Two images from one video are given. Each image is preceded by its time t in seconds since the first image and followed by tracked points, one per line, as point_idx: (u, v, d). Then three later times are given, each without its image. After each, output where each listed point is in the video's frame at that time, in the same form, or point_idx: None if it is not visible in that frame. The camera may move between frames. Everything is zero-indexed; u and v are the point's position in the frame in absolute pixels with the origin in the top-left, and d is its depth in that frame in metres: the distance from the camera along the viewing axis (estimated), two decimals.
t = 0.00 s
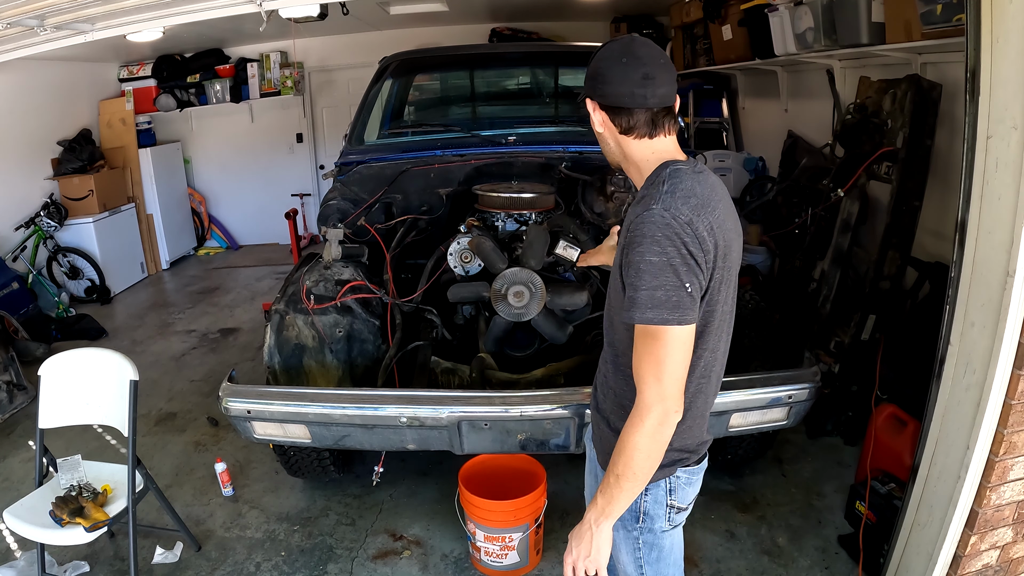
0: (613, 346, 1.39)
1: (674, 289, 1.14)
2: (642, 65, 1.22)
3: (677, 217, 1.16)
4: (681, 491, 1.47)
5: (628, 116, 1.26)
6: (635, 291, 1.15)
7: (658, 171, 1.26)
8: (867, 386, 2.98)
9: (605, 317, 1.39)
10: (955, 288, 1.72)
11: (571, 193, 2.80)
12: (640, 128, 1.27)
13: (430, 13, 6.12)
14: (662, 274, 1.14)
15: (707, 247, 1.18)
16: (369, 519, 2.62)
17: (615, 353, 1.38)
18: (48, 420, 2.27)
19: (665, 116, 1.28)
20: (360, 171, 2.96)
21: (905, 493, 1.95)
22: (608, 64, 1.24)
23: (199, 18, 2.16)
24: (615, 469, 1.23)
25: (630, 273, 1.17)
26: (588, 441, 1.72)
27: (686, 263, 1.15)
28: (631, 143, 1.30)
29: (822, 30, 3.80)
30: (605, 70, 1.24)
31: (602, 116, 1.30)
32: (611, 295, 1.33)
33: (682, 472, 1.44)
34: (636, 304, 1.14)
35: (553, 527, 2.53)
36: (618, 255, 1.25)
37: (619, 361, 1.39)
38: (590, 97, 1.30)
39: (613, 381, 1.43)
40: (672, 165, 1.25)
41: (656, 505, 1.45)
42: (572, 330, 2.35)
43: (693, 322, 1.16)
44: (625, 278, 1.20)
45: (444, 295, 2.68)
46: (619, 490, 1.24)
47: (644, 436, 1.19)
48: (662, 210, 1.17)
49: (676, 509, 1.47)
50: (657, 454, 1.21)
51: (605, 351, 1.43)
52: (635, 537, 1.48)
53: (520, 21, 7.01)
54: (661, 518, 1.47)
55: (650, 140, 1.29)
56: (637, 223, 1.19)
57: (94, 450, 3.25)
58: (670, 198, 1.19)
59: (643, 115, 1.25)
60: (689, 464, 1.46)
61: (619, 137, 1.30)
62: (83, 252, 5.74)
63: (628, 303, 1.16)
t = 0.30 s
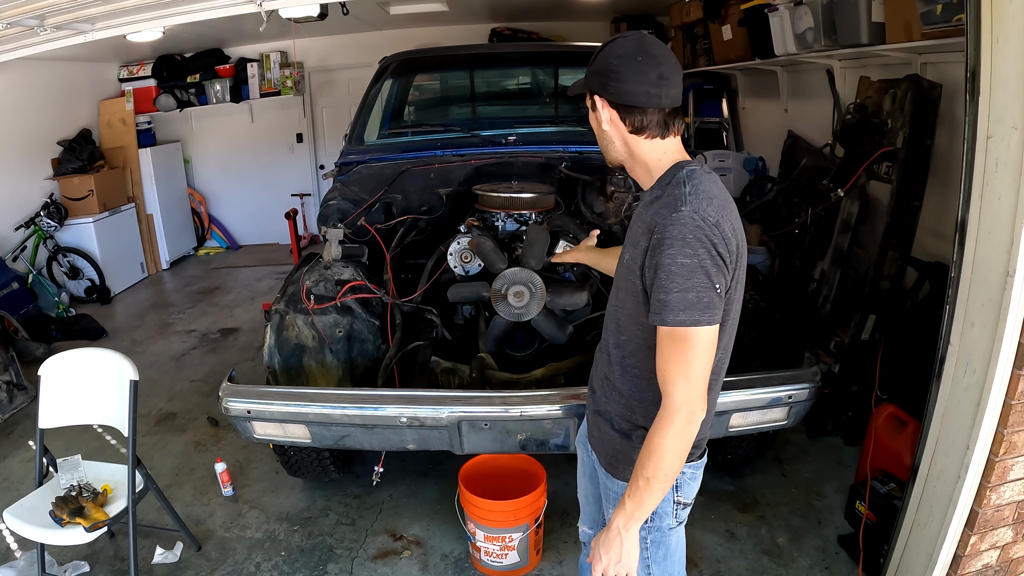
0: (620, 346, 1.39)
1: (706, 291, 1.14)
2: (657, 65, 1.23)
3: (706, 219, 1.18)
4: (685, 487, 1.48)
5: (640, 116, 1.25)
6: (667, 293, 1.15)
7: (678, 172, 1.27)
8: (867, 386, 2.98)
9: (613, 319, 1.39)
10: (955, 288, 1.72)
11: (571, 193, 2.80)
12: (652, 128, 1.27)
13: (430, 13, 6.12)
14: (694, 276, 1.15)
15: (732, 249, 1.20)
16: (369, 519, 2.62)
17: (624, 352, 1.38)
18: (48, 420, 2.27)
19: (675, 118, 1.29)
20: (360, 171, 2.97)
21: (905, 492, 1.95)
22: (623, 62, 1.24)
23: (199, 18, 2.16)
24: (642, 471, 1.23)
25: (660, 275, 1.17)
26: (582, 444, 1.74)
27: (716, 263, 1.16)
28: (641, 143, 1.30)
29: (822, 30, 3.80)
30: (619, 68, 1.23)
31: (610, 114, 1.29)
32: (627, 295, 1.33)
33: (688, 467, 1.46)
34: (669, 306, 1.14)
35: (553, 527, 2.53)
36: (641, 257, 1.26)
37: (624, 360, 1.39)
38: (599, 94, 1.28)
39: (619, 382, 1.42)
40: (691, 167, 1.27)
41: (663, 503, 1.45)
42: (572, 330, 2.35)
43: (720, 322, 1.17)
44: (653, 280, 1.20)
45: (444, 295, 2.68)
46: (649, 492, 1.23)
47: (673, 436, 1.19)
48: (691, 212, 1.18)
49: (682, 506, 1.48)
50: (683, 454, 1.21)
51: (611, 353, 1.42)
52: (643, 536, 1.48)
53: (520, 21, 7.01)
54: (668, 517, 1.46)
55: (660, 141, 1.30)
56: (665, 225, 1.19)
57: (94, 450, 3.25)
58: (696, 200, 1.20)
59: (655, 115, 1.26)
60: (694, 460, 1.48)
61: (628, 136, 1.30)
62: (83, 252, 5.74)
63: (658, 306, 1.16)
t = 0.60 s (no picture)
0: (623, 349, 1.39)
1: (724, 291, 1.16)
2: (667, 68, 1.25)
3: (721, 221, 1.20)
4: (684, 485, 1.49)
5: (650, 118, 1.25)
6: (687, 295, 1.16)
7: (685, 173, 1.28)
8: (867, 386, 2.99)
9: (617, 321, 1.39)
10: (955, 288, 1.71)
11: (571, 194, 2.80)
12: (659, 131, 1.27)
13: (430, 13, 6.12)
14: (714, 277, 1.16)
15: (744, 249, 1.22)
16: (369, 519, 2.62)
17: (628, 355, 1.38)
18: (48, 420, 2.27)
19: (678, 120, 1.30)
20: (360, 171, 2.98)
21: (905, 493, 1.95)
22: (634, 64, 1.24)
23: (199, 18, 2.16)
24: (665, 474, 1.22)
25: (679, 277, 1.17)
26: (575, 446, 1.75)
27: (732, 265, 1.18)
28: (646, 145, 1.30)
29: (822, 30, 3.80)
30: (630, 70, 1.23)
31: (619, 116, 1.28)
32: (634, 298, 1.32)
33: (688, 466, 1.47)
34: (691, 308, 1.14)
35: (553, 527, 2.53)
36: (653, 259, 1.26)
37: (628, 363, 1.39)
38: (607, 95, 1.27)
39: (624, 385, 1.42)
40: (697, 168, 1.28)
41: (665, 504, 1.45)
42: (572, 330, 2.35)
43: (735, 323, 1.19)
44: (669, 282, 1.21)
45: (444, 295, 2.68)
46: (672, 495, 1.23)
47: (695, 438, 1.19)
48: (708, 214, 1.20)
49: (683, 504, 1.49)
50: (703, 456, 1.22)
51: (614, 355, 1.41)
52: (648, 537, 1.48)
53: (520, 21, 7.01)
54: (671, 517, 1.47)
55: (664, 144, 1.30)
56: (682, 227, 1.20)
57: (94, 450, 3.25)
58: (710, 202, 1.21)
59: (663, 118, 1.26)
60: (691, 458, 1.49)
61: (634, 138, 1.29)
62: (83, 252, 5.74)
63: (678, 308, 1.16)
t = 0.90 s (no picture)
0: (629, 350, 1.38)
1: (737, 289, 1.17)
2: (675, 67, 1.27)
3: (731, 219, 1.20)
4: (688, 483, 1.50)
5: (662, 116, 1.26)
6: (702, 294, 1.16)
7: (689, 172, 1.28)
8: (867, 386, 2.99)
9: (622, 322, 1.38)
10: (955, 288, 1.71)
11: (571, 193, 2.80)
12: (667, 129, 1.28)
13: (430, 13, 6.12)
14: (727, 275, 1.16)
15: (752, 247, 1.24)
16: (369, 519, 2.62)
17: (634, 355, 1.38)
18: (48, 420, 2.27)
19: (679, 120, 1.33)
20: (360, 171, 2.98)
21: (905, 493, 1.95)
22: (648, 62, 1.24)
23: (199, 18, 2.15)
24: (679, 473, 1.22)
25: (693, 276, 1.17)
26: (571, 451, 1.74)
27: (744, 263, 1.19)
28: (651, 145, 1.29)
29: (822, 30, 3.80)
30: (645, 68, 1.24)
31: (630, 113, 1.26)
32: (641, 298, 1.32)
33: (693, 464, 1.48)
34: (707, 306, 1.15)
35: (553, 527, 2.53)
36: (663, 259, 1.26)
37: (633, 363, 1.39)
38: (620, 92, 1.25)
39: (628, 385, 1.42)
40: (701, 167, 1.29)
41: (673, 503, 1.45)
42: (572, 330, 2.35)
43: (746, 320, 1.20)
44: (681, 282, 1.20)
45: (444, 295, 2.68)
46: (686, 493, 1.23)
47: (708, 435, 1.19)
48: (720, 213, 1.20)
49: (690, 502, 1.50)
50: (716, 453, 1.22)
51: (620, 355, 1.41)
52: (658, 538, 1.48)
53: (520, 21, 7.01)
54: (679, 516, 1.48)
55: (668, 144, 1.30)
56: (695, 226, 1.20)
57: (94, 450, 3.25)
58: (720, 201, 1.22)
59: (671, 116, 1.28)
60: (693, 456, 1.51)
61: (641, 137, 1.28)
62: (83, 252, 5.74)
63: (693, 307, 1.16)
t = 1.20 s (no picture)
0: (634, 352, 1.38)
1: (746, 289, 1.17)
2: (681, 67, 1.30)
3: (739, 220, 1.21)
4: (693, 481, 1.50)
5: (672, 116, 1.28)
6: (714, 295, 1.16)
7: (693, 173, 1.28)
8: (867, 386, 2.99)
9: (627, 324, 1.38)
10: (955, 288, 1.71)
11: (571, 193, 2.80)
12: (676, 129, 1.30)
13: (430, 13, 6.12)
14: (737, 276, 1.17)
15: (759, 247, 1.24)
16: (369, 519, 2.62)
17: (639, 357, 1.38)
18: (48, 420, 2.27)
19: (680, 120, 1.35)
20: (360, 171, 2.98)
21: (906, 493, 1.95)
22: (662, 61, 1.26)
23: (199, 18, 2.15)
24: (690, 473, 1.22)
25: (703, 277, 1.17)
26: (570, 454, 1.75)
27: (753, 263, 1.20)
28: (659, 146, 1.29)
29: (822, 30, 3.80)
30: (661, 67, 1.25)
31: (643, 113, 1.27)
32: (647, 299, 1.32)
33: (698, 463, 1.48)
34: (718, 307, 1.15)
35: (553, 527, 2.53)
36: (671, 260, 1.25)
37: (638, 365, 1.39)
38: (635, 92, 1.25)
39: (633, 387, 1.41)
40: (705, 168, 1.29)
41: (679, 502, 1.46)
42: (572, 330, 2.35)
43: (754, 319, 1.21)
44: (690, 283, 1.20)
45: (444, 295, 2.68)
46: (696, 493, 1.23)
47: (719, 435, 1.20)
48: (728, 214, 1.21)
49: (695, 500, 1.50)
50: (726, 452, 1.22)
51: (624, 357, 1.41)
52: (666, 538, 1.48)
53: (520, 21, 7.01)
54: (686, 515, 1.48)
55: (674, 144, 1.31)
56: (704, 227, 1.20)
57: (94, 450, 3.25)
58: (727, 202, 1.23)
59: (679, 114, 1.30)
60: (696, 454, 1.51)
61: (650, 137, 1.28)
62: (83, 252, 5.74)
63: (704, 308, 1.16)
